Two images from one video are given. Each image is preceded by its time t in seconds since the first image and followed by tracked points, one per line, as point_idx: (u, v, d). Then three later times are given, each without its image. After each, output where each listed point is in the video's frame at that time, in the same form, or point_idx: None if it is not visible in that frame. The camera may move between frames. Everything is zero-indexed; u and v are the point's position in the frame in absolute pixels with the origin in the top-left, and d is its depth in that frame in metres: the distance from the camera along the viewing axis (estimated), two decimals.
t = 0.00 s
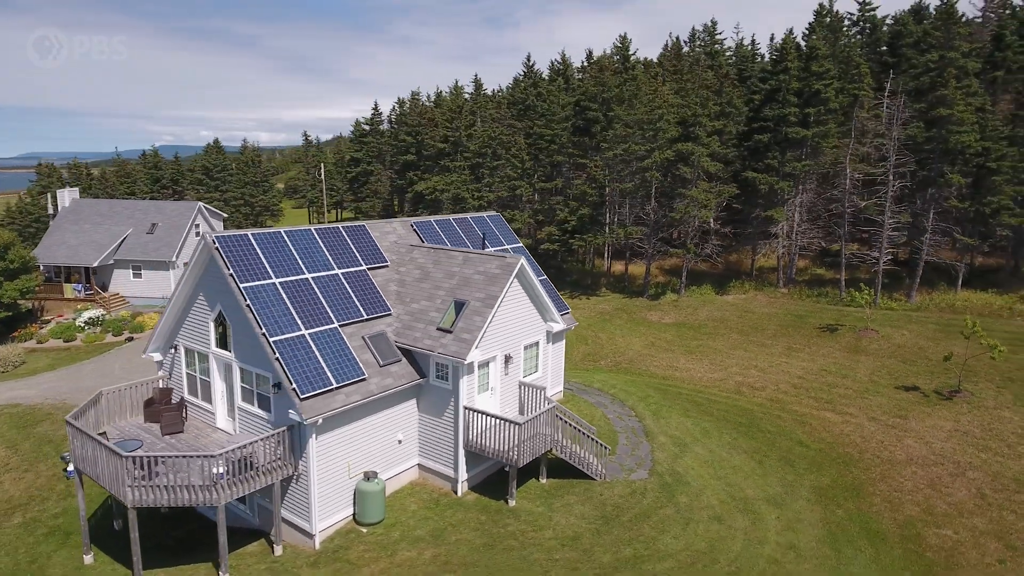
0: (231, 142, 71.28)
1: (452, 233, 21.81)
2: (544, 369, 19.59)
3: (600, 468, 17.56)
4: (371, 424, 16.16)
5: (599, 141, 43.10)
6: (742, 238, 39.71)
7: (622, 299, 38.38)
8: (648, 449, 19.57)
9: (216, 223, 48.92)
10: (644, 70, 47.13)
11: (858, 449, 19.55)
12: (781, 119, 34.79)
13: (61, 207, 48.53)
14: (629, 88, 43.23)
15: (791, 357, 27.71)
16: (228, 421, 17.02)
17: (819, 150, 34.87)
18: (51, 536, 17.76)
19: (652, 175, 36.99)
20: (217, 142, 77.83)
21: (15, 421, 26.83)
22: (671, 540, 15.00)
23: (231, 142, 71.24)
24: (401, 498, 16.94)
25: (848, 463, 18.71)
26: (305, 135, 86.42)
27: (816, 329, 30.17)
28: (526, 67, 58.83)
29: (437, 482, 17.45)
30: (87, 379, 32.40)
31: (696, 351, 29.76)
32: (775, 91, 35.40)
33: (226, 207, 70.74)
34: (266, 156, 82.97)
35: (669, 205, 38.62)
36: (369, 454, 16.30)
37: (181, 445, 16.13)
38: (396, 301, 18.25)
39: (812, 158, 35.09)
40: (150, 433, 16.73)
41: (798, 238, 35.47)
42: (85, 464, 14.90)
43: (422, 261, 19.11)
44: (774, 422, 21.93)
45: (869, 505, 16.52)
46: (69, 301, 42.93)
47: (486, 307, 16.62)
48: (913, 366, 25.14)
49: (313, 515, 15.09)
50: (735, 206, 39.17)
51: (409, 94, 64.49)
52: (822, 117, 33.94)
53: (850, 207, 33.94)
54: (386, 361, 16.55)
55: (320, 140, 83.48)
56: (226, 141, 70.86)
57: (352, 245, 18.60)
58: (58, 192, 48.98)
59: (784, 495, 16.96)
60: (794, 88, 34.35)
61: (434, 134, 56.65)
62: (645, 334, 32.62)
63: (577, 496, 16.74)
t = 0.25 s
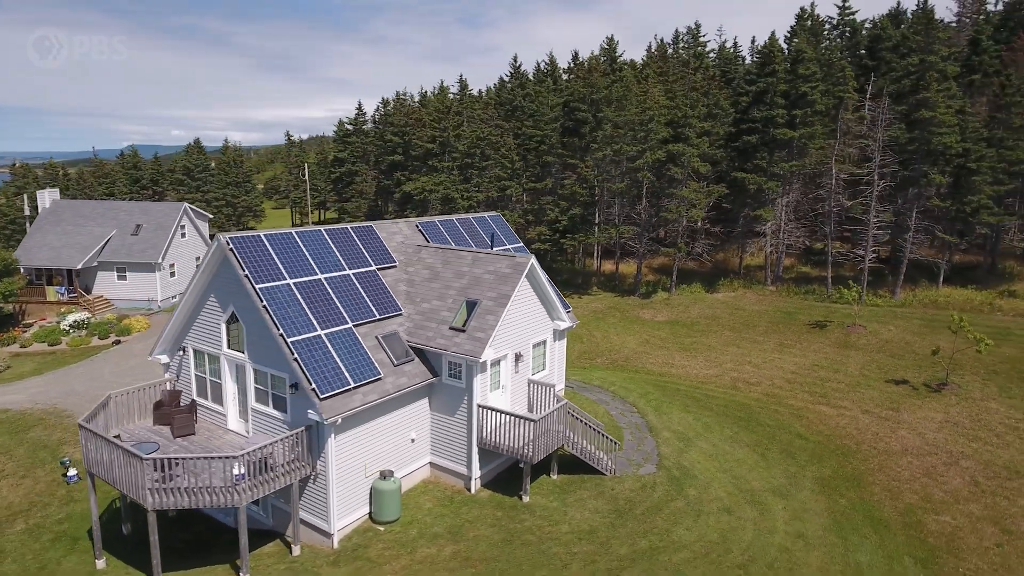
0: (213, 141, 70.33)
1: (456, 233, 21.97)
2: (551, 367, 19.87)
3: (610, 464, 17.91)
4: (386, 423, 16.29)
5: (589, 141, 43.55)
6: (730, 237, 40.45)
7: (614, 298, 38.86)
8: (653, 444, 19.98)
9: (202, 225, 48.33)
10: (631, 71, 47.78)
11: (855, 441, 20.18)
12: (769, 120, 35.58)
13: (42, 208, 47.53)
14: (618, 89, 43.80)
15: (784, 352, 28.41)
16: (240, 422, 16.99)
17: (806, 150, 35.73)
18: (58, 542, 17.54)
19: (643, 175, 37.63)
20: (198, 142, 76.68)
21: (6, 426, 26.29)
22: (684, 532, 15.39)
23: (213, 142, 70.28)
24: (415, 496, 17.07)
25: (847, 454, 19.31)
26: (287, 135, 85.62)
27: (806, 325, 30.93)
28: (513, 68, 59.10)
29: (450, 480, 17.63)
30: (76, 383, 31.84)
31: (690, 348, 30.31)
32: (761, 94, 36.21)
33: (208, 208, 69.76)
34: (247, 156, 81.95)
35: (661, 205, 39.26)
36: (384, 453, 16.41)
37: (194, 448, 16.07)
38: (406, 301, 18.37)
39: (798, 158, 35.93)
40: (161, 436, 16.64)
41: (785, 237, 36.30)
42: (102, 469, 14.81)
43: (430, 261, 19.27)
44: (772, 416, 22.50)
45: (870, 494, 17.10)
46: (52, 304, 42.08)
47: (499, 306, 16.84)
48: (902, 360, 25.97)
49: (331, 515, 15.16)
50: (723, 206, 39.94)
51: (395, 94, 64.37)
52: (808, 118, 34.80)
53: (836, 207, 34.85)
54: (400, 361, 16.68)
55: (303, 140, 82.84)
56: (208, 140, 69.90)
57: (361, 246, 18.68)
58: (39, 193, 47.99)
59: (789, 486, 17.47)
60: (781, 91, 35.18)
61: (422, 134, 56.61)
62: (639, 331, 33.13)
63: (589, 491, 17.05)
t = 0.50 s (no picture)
0: (201, 141, 69.61)
1: (462, 233, 22.14)
2: (559, 365, 20.12)
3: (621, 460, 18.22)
4: (401, 422, 16.41)
5: (584, 142, 43.89)
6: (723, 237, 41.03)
7: (610, 297, 39.22)
8: (660, 440, 20.31)
9: (193, 226, 47.96)
10: (624, 72, 48.23)
11: (855, 435, 20.69)
12: (762, 121, 36.17)
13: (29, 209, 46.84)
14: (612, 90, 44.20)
15: (780, 350, 28.95)
16: (254, 422, 17.01)
17: (798, 151, 36.39)
18: (68, 546, 17.42)
19: (639, 175, 38.12)
20: (184, 142, 75.82)
21: (2, 431, 25.93)
22: (697, 525, 15.72)
23: (201, 142, 69.56)
24: (429, 494, 17.22)
25: (848, 448, 19.80)
26: (275, 135, 84.99)
27: (800, 323, 31.52)
28: (505, 68, 59.30)
29: (463, 477, 17.81)
30: (71, 386, 31.44)
31: (688, 346, 30.75)
32: (754, 95, 36.80)
33: (196, 209, 69.04)
34: (234, 155, 81.20)
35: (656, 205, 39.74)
36: (399, 452, 16.53)
37: (209, 449, 16.06)
38: (418, 301, 18.51)
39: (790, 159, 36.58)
40: (174, 437, 16.61)
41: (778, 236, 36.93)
42: (122, 473, 14.82)
43: (440, 261, 19.42)
44: (773, 411, 22.96)
45: (874, 486, 17.57)
46: (41, 307, 41.49)
47: (512, 306, 17.04)
48: (896, 356, 26.59)
49: (350, 514, 15.25)
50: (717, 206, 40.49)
51: (386, 94, 64.22)
52: (801, 120, 35.45)
53: (827, 206, 35.54)
54: (415, 360, 16.83)
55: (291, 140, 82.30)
56: (195, 140, 69.17)
57: (372, 246, 18.77)
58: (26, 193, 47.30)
59: (795, 479, 17.90)
60: (774, 93, 35.78)
61: (414, 134, 56.58)
62: (637, 330, 33.52)
63: (602, 487, 17.32)
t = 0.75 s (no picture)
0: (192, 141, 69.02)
1: (473, 233, 22.37)
2: (572, 363, 20.39)
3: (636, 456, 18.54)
4: (422, 421, 16.56)
5: (582, 142, 44.28)
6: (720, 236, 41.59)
7: (610, 296, 39.59)
8: (671, 436, 20.66)
9: (187, 227, 47.67)
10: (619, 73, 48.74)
11: (859, 429, 21.20)
12: (759, 123, 36.76)
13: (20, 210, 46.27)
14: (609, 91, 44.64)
15: (781, 347, 29.49)
16: (273, 422, 17.07)
17: (793, 152, 37.03)
18: (85, 547, 17.35)
19: (638, 176, 38.59)
20: (174, 142, 75.15)
21: (5, 434, 25.65)
22: (714, 518, 16.06)
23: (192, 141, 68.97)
24: (448, 492, 17.39)
25: (854, 442, 20.29)
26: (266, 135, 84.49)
27: (799, 320, 32.10)
28: (500, 69, 59.58)
29: (481, 475, 18.01)
30: (71, 388, 31.14)
31: (690, 344, 31.20)
32: (750, 97, 37.38)
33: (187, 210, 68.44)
34: (225, 155, 80.59)
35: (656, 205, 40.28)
36: (420, 450, 16.68)
37: (230, 449, 16.10)
38: (434, 301, 18.68)
39: (786, 159, 37.21)
40: (194, 438, 16.63)
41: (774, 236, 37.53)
42: (146, 474, 14.82)
43: (454, 261, 19.62)
44: (779, 407, 23.42)
45: (882, 478, 18.05)
46: (35, 309, 40.99)
47: (530, 305, 17.29)
48: (894, 352, 27.22)
49: (373, 512, 15.36)
50: (713, 206, 41.04)
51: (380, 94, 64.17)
52: (796, 121, 36.08)
53: (823, 206, 36.19)
54: (434, 359, 16.99)
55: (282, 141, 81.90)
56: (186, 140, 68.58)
57: (388, 246, 18.91)
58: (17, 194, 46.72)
59: (805, 472, 18.32)
60: (770, 94, 36.37)
61: (409, 135, 56.63)
62: (638, 328, 33.92)
63: (619, 483, 17.62)
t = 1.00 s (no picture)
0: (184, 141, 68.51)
1: (481, 233, 22.58)
2: (583, 361, 20.63)
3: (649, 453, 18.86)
4: (440, 419, 16.71)
5: (580, 143, 44.57)
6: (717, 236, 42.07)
7: (609, 295, 39.90)
8: (680, 433, 20.96)
9: (183, 227, 47.44)
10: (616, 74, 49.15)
11: (863, 425, 21.64)
12: (756, 123, 37.23)
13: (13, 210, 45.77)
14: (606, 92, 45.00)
15: (781, 344, 29.95)
16: (290, 422, 17.13)
17: (790, 153, 37.56)
18: (100, 549, 17.32)
19: (638, 177, 38.89)
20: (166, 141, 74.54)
21: (7, 436, 25.42)
22: (729, 513, 16.36)
23: (184, 141, 68.46)
24: (465, 490, 17.56)
25: (859, 437, 20.70)
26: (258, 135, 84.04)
27: (798, 318, 32.58)
28: (496, 69, 59.76)
29: (496, 472, 18.19)
30: (72, 390, 30.90)
31: (691, 342, 31.56)
32: (748, 98, 37.86)
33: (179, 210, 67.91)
34: (216, 155, 80.02)
35: (655, 204, 40.60)
36: (438, 449, 16.83)
37: (250, 449, 16.14)
38: (448, 300, 18.83)
39: (783, 160, 37.74)
40: (212, 438, 16.66)
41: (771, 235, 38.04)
42: (168, 474, 14.88)
43: (467, 262, 19.79)
44: (783, 404, 23.80)
45: (888, 472, 18.46)
46: (30, 310, 40.58)
47: (545, 304, 17.51)
48: (892, 349, 27.75)
49: (394, 511, 15.48)
50: (710, 206, 41.51)
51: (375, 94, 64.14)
52: (793, 122, 36.61)
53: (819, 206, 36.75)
54: (451, 359, 17.15)
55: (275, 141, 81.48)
56: (178, 140, 68.05)
57: (402, 247, 19.04)
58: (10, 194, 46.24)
59: (814, 467, 18.69)
60: (767, 96, 36.86)
61: (406, 135, 56.65)
62: (639, 327, 34.25)
63: (632, 479, 17.89)
